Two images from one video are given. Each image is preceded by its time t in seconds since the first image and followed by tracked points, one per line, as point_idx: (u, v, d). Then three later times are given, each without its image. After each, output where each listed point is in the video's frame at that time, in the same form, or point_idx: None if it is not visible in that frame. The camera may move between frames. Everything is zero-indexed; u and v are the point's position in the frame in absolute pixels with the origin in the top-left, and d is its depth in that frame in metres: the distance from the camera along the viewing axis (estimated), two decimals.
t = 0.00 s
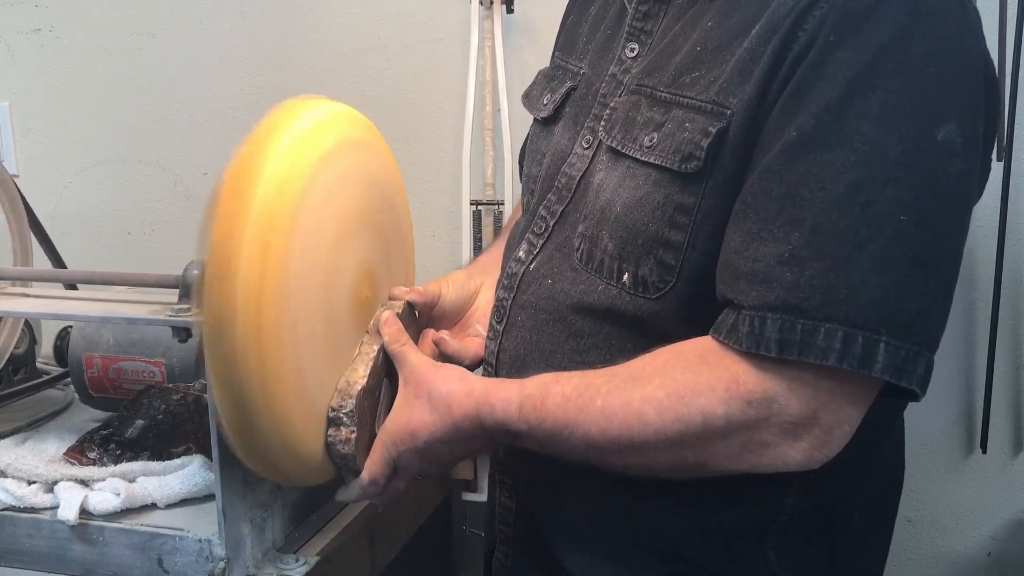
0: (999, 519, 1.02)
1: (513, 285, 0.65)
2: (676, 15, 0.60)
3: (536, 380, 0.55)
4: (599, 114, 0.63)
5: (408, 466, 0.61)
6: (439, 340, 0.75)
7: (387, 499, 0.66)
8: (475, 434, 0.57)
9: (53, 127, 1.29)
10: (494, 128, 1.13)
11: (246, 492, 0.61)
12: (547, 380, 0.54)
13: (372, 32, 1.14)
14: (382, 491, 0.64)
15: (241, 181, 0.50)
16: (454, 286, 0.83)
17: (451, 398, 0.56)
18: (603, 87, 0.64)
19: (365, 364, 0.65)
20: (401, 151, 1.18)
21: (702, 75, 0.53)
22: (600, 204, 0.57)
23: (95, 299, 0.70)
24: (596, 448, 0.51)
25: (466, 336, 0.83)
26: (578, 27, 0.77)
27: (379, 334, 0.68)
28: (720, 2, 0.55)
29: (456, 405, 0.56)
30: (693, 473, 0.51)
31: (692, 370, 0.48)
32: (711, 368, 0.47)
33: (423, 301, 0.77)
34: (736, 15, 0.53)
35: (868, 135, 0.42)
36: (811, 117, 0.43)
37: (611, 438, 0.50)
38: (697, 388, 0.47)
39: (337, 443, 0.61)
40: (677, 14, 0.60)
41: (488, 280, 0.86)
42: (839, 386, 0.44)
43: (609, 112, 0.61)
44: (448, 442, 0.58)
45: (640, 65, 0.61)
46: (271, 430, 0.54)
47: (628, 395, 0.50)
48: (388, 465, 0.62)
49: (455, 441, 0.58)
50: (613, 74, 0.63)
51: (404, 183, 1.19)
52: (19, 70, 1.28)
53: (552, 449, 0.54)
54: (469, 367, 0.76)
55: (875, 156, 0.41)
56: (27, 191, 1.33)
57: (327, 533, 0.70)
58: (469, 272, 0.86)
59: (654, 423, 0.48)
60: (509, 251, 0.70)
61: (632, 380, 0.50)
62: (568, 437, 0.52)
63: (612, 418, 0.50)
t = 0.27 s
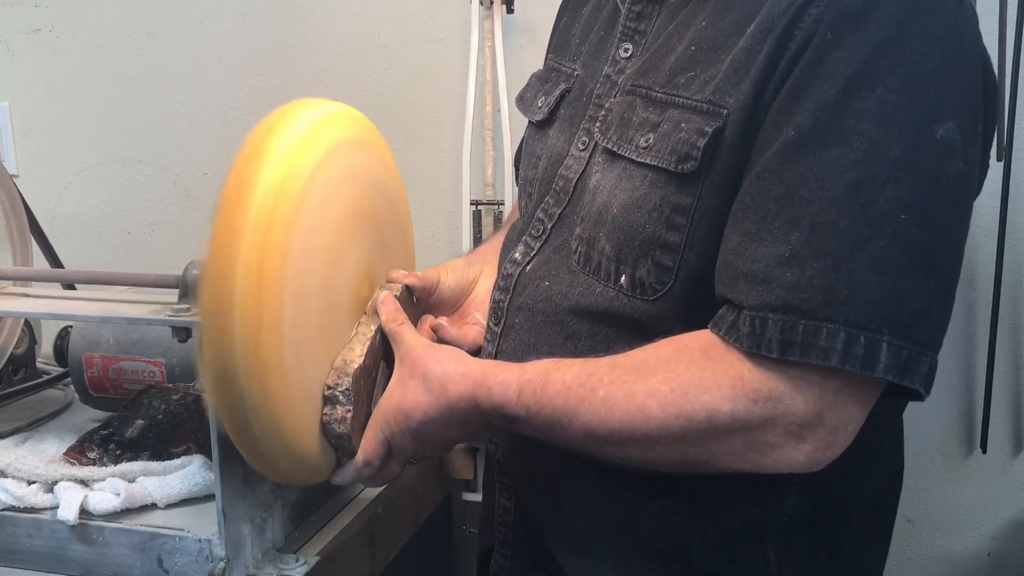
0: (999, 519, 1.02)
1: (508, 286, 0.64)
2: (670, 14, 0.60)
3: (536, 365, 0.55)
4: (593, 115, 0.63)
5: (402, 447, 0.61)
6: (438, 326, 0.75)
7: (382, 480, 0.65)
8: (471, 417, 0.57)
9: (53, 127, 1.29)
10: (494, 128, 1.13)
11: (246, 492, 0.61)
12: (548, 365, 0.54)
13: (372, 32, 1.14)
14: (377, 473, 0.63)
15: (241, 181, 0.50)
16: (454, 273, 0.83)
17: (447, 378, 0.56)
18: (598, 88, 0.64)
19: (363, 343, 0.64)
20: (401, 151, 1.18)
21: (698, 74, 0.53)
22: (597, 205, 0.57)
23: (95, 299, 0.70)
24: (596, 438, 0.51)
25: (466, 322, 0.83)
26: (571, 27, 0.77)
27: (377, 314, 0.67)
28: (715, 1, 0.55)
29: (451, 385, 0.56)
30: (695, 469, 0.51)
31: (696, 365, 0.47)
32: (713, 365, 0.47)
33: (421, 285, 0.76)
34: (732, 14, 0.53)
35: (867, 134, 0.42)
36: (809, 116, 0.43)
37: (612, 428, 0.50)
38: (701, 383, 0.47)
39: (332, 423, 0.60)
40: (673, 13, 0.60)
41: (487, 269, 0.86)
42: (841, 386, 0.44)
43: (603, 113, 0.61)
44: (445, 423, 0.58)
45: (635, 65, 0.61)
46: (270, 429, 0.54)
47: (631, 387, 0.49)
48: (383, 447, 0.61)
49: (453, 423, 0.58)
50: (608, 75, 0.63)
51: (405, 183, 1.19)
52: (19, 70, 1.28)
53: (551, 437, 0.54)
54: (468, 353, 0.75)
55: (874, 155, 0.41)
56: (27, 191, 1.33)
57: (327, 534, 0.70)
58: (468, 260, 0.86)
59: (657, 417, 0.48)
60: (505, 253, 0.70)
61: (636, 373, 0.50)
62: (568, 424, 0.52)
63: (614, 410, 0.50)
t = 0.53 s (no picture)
0: (999, 519, 1.02)
1: (506, 285, 0.64)
2: (668, 12, 0.60)
3: (537, 358, 0.55)
4: (591, 112, 0.63)
5: (402, 439, 0.61)
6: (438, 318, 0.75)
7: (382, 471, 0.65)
8: (471, 407, 0.57)
9: (53, 127, 1.29)
10: (494, 128, 1.13)
11: (246, 492, 0.61)
12: (549, 359, 0.54)
13: (372, 32, 1.14)
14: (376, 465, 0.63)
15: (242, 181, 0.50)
16: (454, 265, 0.82)
17: (448, 367, 0.56)
18: (595, 86, 0.64)
19: (363, 334, 0.63)
20: (401, 151, 1.18)
21: (696, 72, 0.53)
22: (594, 203, 0.57)
23: (95, 299, 0.70)
24: (596, 432, 0.51)
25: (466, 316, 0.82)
26: (568, 26, 0.77)
27: (376, 306, 0.66)
28: None
29: (452, 374, 0.56)
30: (696, 467, 0.51)
31: (696, 363, 0.47)
32: (714, 365, 0.47)
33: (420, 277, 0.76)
34: (730, 12, 0.53)
35: (868, 134, 0.42)
36: (811, 114, 0.43)
37: (612, 423, 0.50)
38: (701, 381, 0.47)
39: (331, 415, 0.60)
40: (671, 12, 0.60)
41: (486, 262, 0.86)
42: (842, 386, 0.44)
43: (601, 111, 0.61)
44: (445, 414, 0.58)
45: (633, 63, 0.61)
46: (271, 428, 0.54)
47: (631, 383, 0.49)
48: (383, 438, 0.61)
49: (452, 412, 0.57)
50: (605, 73, 0.63)
51: (405, 184, 1.19)
52: (19, 70, 1.28)
53: (550, 428, 0.54)
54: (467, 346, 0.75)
55: (877, 153, 0.41)
56: (27, 191, 1.33)
57: (327, 534, 0.70)
58: (468, 253, 0.86)
59: (658, 414, 0.48)
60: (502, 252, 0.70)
61: (636, 369, 0.50)
62: (568, 417, 0.52)
63: (614, 405, 0.50)
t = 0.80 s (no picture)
0: (1000, 519, 1.02)
1: (506, 287, 0.64)
2: (667, 12, 0.60)
3: (536, 359, 0.55)
4: (590, 111, 0.63)
5: (400, 441, 0.61)
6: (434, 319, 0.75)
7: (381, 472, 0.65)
8: (470, 410, 0.57)
9: (53, 127, 1.29)
10: (495, 128, 1.13)
11: (246, 492, 0.61)
12: (549, 360, 0.54)
13: (372, 32, 1.14)
14: (373, 468, 0.64)
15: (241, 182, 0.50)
16: (451, 268, 0.83)
17: (447, 370, 0.57)
18: (594, 85, 0.64)
19: (359, 338, 0.63)
20: (401, 151, 1.18)
21: (698, 71, 0.54)
22: (595, 201, 0.57)
23: (96, 298, 0.70)
24: (597, 433, 0.51)
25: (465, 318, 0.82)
26: (563, 26, 0.77)
27: (374, 308, 0.66)
28: None
29: (452, 376, 0.56)
30: (699, 466, 0.51)
31: (697, 362, 0.48)
32: (715, 363, 0.47)
33: (417, 279, 0.76)
34: (731, 11, 0.53)
35: (872, 131, 0.42)
36: (815, 112, 0.43)
37: (613, 424, 0.50)
38: (702, 380, 0.47)
39: (328, 418, 0.59)
40: (670, 11, 0.60)
41: (484, 266, 0.86)
42: (845, 385, 0.44)
43: (600, 110, 0.61)
44: (445, 417, 0.58)
45: (631, 61, 0.61)
46: (271, 429, 0.54)
47: (632, 382, 0.50)
48: (381, 441, 0.62)
49: (450, 416, 0.58)
50: (604, 71, 0.63)
51: (405, 184, 1.19)
52: (20, 70, 1.28)
53: (549, 430, 0.54)
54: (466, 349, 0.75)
55: (882, 150, 0.41)
56: (27, 191, 1.33)
57: (327, 534, 0.70)
58: (466, 256, 0.86)
59: (659, 413, 0.48)
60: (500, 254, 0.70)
61: (637, 369, 0.50)
62: (569, 417, 0.52)
63: (615, 405, 0.50)
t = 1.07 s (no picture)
0: (1000, 519, 1.02)
1: (506, 292, 0.65)
2: (663, 13, 0.60)
3: (535, 368, 0.55)
4: (585, 115, 0.63)
5: (399, 450, 0.61)
6: (434, 327, 0.75)
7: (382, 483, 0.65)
8: (469, 420, 0.57)
9: (53, 127, 1.29)
10: (494, 128, 1.13)
11: (246, 492, 0.61)
12: (547, 367, 0.55)
13: (372, 32, 1.14)
14: (372, 477, 0.63)
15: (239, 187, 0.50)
16: (451, 273, 0.83)
17: (446, 381, 0.56)
18: (588, 87, 0.64)
19: (359, 346, 0.63)
20: (401, 151, 1.18)
21: (694, 74, 0.53)
22: (592, 206, 0.57)
23: (96, 299, 0.70)
24: (595, 441, 0.51)
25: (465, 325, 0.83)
26: (558, 27, 0.77)
27: (373, 315, 0.66)
28: None
29: (450, 386, 0.56)
30: (696, 471, 0.51)
31: (694, 366, 0.48)
32: (713, 366, 0.47)
33: (417, 285, 0.76)
34: (727, 13, 0.53)
35: (869, 134, 0.42)
36: (811, 114, 0.43)
37: (611, 430, 0.50)
38: (700, 384, 0.47)
39: (328, 427, 0.60)
40: (667, 12, 0.60)
41: (485, 270, 0.86)
42: (843, 387, 0.44)
43: (596, 112, 0.61)
44: (442, 427, 0.58)
45: (626, 63, 0.61)
46: (270, 434, 0.54)
47: (630, 388, 0.50)
48: (380, 452, 0.61)
49: (449, 425, 0.58)
50: (599, 74, 0.63)
51: (405, 184, 1.19)
52: (20, 70, 1.28)
53: (547, 438, 0.54)
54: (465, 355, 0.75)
55: (878, 154, 0.41)
56: (27, 191, 1.33)
57: (326, 535, 0.70)
58: (466, 261, 0.86)
59: (657, 418, 0.48)
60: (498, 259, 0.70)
61: (635, 373, 0.50)
62: (567, 423, 0.52)
63: (613, 411, 0.50)
